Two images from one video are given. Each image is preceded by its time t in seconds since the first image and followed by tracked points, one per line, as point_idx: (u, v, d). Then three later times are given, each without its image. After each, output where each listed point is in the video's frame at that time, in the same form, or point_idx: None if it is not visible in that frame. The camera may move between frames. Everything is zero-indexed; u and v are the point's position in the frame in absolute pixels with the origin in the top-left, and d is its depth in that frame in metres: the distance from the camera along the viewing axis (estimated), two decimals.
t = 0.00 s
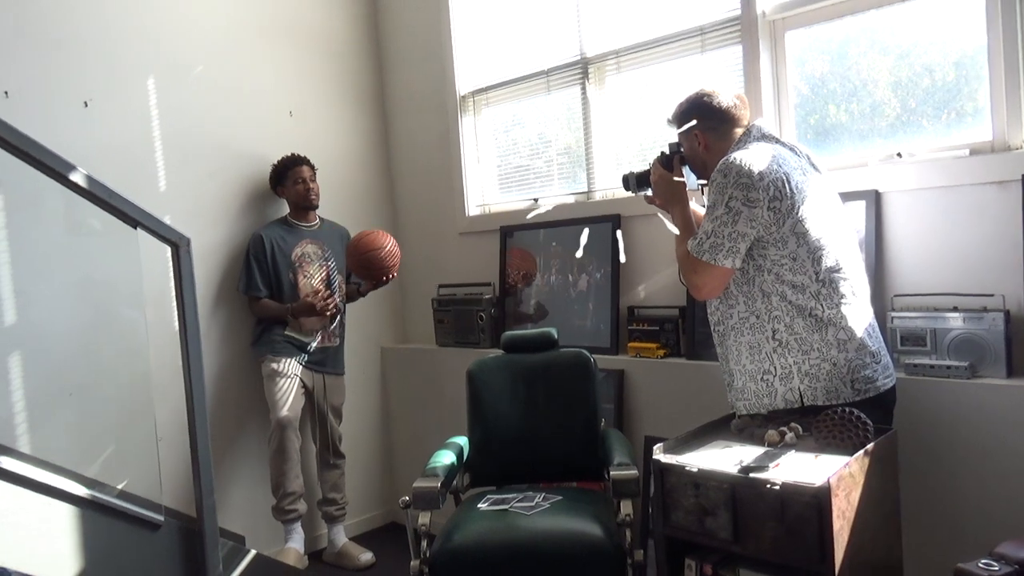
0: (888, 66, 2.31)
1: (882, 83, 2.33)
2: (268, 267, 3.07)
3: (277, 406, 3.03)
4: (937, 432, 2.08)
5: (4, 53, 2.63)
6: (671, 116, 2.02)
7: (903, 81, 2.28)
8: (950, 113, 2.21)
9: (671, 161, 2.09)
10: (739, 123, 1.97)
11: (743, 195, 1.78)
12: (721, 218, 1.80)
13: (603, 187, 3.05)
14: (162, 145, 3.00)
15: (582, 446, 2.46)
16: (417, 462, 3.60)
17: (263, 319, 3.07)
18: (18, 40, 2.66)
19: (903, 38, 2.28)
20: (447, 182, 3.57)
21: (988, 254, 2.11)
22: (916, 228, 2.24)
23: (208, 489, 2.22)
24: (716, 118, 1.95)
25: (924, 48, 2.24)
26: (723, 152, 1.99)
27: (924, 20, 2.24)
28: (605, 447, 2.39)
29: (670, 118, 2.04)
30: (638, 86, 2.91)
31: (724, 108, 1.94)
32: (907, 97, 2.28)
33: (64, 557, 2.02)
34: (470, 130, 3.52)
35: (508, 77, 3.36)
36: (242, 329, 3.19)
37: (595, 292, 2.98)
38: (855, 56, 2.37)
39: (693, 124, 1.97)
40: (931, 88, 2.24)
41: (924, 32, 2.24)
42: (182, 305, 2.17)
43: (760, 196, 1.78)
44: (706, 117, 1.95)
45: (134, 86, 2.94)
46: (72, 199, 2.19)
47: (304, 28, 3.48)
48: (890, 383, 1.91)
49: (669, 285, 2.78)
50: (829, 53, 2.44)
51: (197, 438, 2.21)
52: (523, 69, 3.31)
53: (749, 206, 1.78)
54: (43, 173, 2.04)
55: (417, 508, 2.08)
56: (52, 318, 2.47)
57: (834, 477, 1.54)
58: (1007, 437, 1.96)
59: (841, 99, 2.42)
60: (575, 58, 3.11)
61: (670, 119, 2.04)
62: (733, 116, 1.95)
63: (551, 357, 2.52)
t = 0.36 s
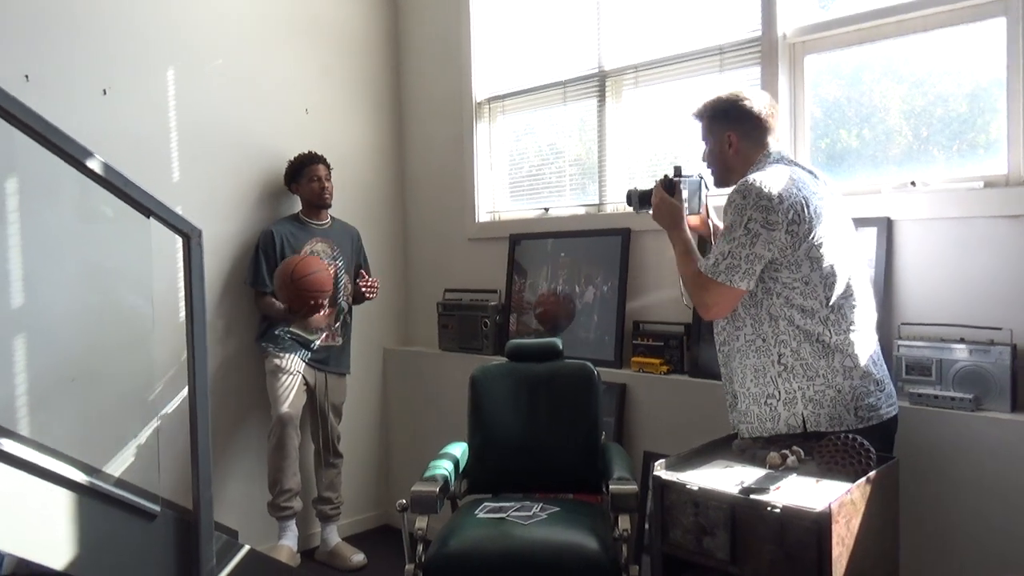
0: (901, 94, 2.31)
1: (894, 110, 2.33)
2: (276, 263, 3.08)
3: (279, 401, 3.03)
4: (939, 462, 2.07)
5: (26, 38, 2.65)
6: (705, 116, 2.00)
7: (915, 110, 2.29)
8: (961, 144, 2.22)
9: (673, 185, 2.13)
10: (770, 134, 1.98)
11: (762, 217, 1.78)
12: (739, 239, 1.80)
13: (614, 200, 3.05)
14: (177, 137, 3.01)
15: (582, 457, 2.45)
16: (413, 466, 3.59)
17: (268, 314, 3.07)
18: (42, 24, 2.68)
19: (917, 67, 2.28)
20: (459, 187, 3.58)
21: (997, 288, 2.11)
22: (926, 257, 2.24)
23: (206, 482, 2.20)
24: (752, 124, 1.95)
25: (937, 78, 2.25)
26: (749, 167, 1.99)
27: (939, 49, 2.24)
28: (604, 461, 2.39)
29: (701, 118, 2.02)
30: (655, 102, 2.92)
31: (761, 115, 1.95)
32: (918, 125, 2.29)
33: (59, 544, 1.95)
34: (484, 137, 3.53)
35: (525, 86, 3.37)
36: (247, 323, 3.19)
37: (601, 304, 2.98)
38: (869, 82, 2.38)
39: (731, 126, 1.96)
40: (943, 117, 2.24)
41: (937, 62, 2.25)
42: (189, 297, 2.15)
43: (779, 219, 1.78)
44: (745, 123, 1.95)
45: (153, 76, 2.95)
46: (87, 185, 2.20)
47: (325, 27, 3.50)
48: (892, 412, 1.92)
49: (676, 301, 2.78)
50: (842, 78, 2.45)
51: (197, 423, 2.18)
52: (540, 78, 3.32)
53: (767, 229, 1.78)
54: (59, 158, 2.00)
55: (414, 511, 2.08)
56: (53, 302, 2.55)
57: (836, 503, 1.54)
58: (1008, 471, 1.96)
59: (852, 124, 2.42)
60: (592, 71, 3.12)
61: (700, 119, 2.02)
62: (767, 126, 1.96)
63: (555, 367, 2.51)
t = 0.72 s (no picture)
0: (915, 118, 2.31)
1: (907, 133, 2.33)
2: (286, 258, 3.08)
3: (281, 398, 3.03)
4: (943, 489, 2.06)
5: (50, 24, 2.66)
6: (769, 111, 1.94)
7: (928, 134, 2.28)
8: (973, 171, 2.21)
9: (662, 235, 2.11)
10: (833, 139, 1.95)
11: (807, 238, 1.78)
12: (784, 258, 1.78)
13: (627, 211, 3.05)
14: (195, 129, 3.03)
15: (585, 467, 2.45)
16: (413, 468, 3.59)
17: (275, 309, 3.08)
18: (66, 11, 2.70)
19: (932, 91, 2.28)
20: (472, 191, 3.58)
21: (1008, 317, 2.10)
22: (939, 283, 2.23)
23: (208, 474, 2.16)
24: (818, 125, 1.91)
25: (952, 103, 2.25)
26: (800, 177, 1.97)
27: (956, 74, 2.24)
28: (607, 472, 2.38)
29: (764, 112, 1.96)
30: (672, 115, 2.92)
31: (830, 119, 1.91)
32: (930, 150, 2.28)
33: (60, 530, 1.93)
34: (499, 142, 3.53)
35: (542, 93, 3.37)
36: (255, 317, 3.20)
37: (609, 314, 2.97)
38: (884, 104, 2.38)
39: (796, 127, 1.92)
40: (956, 143, 2.24)
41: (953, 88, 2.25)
42: (201, 291, 2.11)
43: (823, 241, 1.78)
44: (812, 127, 1.92)
45: (174, 68, 2.97)
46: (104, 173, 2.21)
47: (345, 26, 3.51)
48: (898, 440, 1.94)
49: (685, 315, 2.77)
50: (856, 99, 2.45)
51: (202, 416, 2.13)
52: (559, 86, 3.33)
53: (812, 250, 1.78)
54: (76, 142, 1.95)
55: (415, 513, 2.08)
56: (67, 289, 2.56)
57: (841, 525, 1.53)
58: (1013, 501, 1.95)
59: (865, 144, 2.42)
60: (611, 81, 3.12)
61: (763, 113, 1.97)
62: (832, 131, 1.93)
63: (561, 376, 2.51)
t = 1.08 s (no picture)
0: (930, 134, 2.31)
1: (921, 149, 2.33)
2: (299, 256, 3.08)
3: (291, 393, 3.03)
4: (953, 507, 2.05)
5: (71, 14, 2.68)
6: (806, 120, 1.93)
7: (942, 152, 2.29)
8: (985, 190, 2.21)
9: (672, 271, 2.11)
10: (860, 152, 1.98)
11: (853, 255, 1.78)
12: (830, 274, 1.78)
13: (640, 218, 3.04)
14: (211, 123, 3.04)
15: (591, 473, 2.44)
16: (417, 469, 3.58)
17: (285, 306, 3.08)
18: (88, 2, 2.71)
19: (947, 108, 2.28)
20: (485, 194, 3.58)
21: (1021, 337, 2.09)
22: (953, 301, 2.22)
23: (215, 469, 2.15)
24: (852, 137, 1.92)
25: (966, 121, 2.24)
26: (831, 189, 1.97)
27: (971, 92, 2.24)
28: (613, 478, 2.37)
29: (798, 121, 1.94)
30: (688, 124, 2.92)
31: (862, 132, 1.93)
32: (943, 167, 2.29)
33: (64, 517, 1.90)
34: (513, 146, 3.53)
35: (558, 98, 3.37)
36: (264, 313, 3.20)
37: (619, 321, 2.97)
38: (898, 118, 2.38)
39: (833, 137, 1.92)
40: (969, 161, 2.23)
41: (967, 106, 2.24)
42: (211, 282, 2.10)
43: (867, 258, 1.78)
44: (848, 138, 1.93)
45: (192, 61, 2.98)
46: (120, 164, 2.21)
47: (364, 25, 3.52)
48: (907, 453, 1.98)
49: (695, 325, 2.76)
50: (870, 114, 2.45)
51: (211, 408, 2.13)
52: (575, 92, 3.33)
53: (857, 267, 1.78)
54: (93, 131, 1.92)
55: (419, 514, 2.07)
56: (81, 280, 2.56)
57: (850, 541, 1.51)
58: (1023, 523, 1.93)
59: (879, 160, 2.42)
60: (627, 88, 3.11)
61: (797, 122, 1.94)
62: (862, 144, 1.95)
63: (570, 381, 2.50)
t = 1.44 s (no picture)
0: (944, 144, 2.29)
1: (935, 159, 2.31)
2: (320, 254, 3.08)
3: (303, 388, 3.03)
4: (964, 520, 2.03)
5: (90, 10, 2.69)
6: (782, 133, 2.04)
7: (956, 161, 2.27)
8: (1000, 201, 2.19)
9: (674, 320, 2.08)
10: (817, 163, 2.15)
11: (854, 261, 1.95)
12: (841, 280, 1.93)
13: (652, 222, 3.04)
14: (226, 119, 3.05)
15: (599, 477, 2.43)
16: (424, 468, 3.58)
17: (302, 302, 3.07)
18: None
19: (963, 117, 2.26)
20: (497, 195, 3.58)
21: None
22: (967, 311, 2.20)
23: (224, 464, 2.16)
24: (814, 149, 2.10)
25: (981, 131, 2.23)
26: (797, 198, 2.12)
27: (987, 101, 2.22)
28: (622, 483, 2.35)
29: (773, 134, 2.04)
30: (702, 128, 2.91)
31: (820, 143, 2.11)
32: (956, 177, 2.27)
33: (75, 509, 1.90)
34: (526, 148, 3.53)
35: (572, 100, 3.37)
36: (275, 309, 3.21)
37: (630, 325, 2.96)
38: (913, 128, 2.37)
39: (802, 150, 2.06)
40: (983, 172, 2.22)
41: (983, 115, 2.22)
42: (225, 278, 2.10)
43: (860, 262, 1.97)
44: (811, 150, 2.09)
45: (209, 58, 2.99)
46: (137, 159, 2.23)
47: (380, 24, 3.53)
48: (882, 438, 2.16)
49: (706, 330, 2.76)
50: (885, 122, 2.43)
51: (221, 404, 2.13)
52: (589, 94, 3.32)
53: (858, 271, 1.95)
54: (109, 125, 1.91)
55: (427, 514, 2.07)
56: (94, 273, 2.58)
57: (862, 551, 1.50)
58: None
59: (892, 168, 2.41)
60: (643, 91, 3.10)
61: (772, 135, 2.04)
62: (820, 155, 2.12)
63: (580, 383, 2.49)
